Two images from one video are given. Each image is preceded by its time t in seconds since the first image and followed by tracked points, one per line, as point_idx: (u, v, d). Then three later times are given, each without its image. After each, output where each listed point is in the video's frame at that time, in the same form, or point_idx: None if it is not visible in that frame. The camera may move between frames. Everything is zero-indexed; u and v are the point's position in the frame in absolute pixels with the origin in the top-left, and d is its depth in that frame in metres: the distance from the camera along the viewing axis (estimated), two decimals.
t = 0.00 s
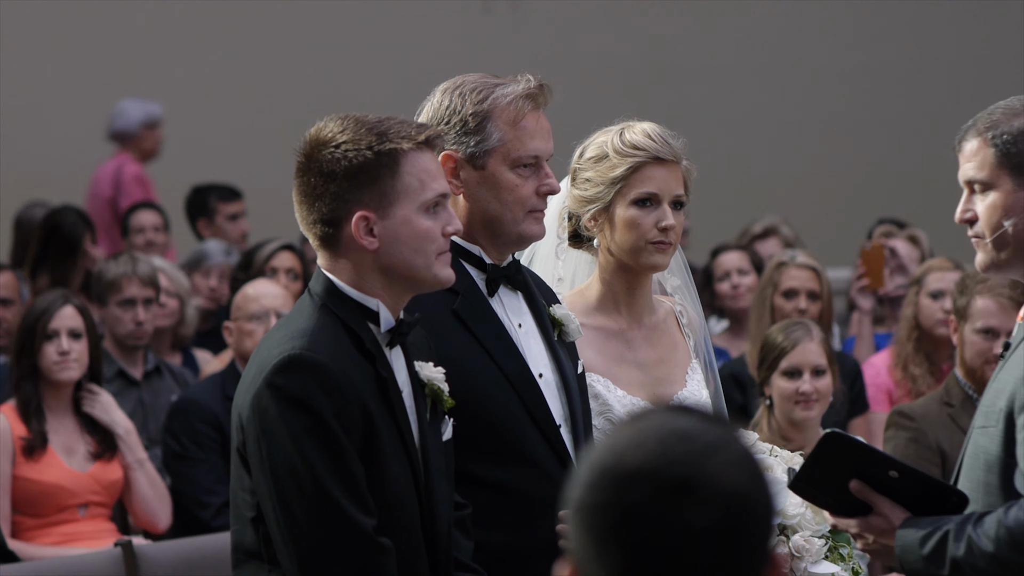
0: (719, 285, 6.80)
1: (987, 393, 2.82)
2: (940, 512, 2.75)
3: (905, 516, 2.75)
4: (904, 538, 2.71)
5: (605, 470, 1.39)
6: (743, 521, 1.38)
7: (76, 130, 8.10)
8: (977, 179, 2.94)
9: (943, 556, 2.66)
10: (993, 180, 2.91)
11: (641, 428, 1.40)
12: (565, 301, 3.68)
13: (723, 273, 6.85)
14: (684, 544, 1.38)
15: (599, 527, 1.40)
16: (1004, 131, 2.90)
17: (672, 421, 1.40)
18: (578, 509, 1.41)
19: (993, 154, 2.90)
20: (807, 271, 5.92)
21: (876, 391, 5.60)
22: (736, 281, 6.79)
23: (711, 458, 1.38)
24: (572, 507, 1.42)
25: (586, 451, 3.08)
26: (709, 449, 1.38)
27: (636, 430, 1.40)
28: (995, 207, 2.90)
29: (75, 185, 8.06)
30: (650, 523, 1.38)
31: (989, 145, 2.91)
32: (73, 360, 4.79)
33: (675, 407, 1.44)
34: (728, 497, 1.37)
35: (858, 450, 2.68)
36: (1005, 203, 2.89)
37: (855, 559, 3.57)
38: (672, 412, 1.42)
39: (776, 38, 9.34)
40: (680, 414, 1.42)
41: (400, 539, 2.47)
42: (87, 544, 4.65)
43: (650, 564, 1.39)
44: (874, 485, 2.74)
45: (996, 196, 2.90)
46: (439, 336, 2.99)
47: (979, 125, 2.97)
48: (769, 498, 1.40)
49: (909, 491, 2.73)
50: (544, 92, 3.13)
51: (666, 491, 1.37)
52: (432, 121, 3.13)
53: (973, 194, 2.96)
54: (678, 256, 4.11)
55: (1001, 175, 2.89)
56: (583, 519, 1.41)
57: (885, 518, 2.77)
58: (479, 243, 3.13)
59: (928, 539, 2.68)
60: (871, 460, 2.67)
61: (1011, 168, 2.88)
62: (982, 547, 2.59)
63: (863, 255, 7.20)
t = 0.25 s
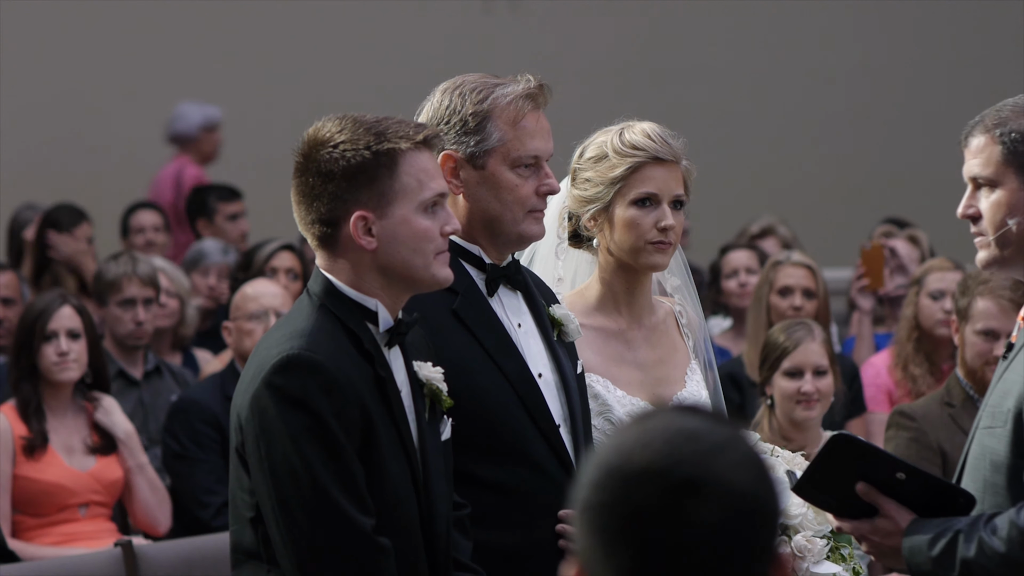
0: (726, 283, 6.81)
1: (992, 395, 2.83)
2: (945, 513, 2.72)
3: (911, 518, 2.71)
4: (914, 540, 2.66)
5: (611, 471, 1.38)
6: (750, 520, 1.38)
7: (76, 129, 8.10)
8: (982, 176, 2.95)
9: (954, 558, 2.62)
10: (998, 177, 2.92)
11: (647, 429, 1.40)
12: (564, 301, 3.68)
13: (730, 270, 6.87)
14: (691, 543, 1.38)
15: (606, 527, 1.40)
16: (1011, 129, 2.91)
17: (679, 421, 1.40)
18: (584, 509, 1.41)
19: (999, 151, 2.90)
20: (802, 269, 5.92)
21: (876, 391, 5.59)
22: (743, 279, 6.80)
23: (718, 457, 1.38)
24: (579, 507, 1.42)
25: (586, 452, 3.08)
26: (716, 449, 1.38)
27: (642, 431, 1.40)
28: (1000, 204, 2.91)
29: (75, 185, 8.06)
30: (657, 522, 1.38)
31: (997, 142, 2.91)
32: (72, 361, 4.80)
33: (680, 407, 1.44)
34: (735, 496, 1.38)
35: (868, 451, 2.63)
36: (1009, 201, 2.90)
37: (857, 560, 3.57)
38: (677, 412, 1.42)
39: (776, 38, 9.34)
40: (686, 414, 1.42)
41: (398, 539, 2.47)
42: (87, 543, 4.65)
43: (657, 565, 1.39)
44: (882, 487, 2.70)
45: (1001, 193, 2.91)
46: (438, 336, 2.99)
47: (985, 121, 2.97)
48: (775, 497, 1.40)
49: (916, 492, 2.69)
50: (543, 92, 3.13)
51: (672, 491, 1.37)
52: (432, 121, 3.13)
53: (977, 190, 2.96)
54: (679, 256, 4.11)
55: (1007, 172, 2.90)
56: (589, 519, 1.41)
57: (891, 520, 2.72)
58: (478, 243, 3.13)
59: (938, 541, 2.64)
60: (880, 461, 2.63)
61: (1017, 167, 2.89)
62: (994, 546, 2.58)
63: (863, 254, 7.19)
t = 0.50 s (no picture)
0: (731, 282, 6.82)
1: (994, 395, 2.82)
2: (949, 514, 2.72)
3: (913, 517, 2.72)
4: (916, 540, 2.66)
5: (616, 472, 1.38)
6: (754, 521, 1.38)
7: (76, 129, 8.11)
8: (988, 171, 3.01)
9: (956, 557, 2.61)
10: (1004, 173, 2.98)
11: (651, 429, 1.40)
12: (564, 301, 3.68)
13: (735, 270, 6.87)
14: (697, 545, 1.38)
15: (610, 529, 1.39)
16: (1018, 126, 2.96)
17: (683, 421, 1.40)
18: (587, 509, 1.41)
19: (1006, 148, 2.97)
20: (797, 268, 5.92)
21: (876, 391, 5.59)
22: (746, 279, 6.80)
23: (722, 458, 1.38)
24: (582, 508, 1.41)
25: (585, 451, 3.08)
26: (720, 450, 1.38)
27: (646, 432, 1.39)
28: (1004, 200, 2.98)
29: (75, 185, 8.06)
30: (663, 523, 1.38)
31: (1003, 138, 2.97)
32: (72, 359, 4.81)
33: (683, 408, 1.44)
34: (739, 497, 1.38)
35: (869, 452, 2.63)
36: (1012, 197, 2.97)
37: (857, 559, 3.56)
38: (681, 411, 1.42)
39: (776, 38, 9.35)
40: (689, 414, 1.42)
41: (397, 539, 2.48)
42: (87, 543, 4.64)
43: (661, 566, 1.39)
44: (884, 487, 2.70)
45: (1005, 189, 2.98)
46: (437, 336, 2.99)
47: (994, 116, 3.02)
48: (779, 497, 1.40)
49: (918, 492, 2.69)
50: (543, 92, 3.13)
51: (678, 492, 1.37)
52: (432, 121, 3.13)
53: (983, 184, 3.03)
54: (678, 256, 4.11)
55: (1013, 169, 2.96)
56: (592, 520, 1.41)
57: (893, 520, 2.73)
58: (478, 243, 3.13)
59: (939, 540, 2.63)
60: (881, 462, 2.63)
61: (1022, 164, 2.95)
62: (995, 545, 2.56)
63: (863, 254, 7.18)
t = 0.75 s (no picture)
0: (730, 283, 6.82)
1: (991, 395, 2.82)
2: (944, 514, 2.71)
3: (909, 517, 2.71)
4: (910, 539, 2.66)
5: (618, 473, 1.38)
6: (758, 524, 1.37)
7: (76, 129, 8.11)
8: (986, 174, 3.02)
9: (949, 559, 2.62)
10: (1001, 176, 3.00)
11: (652, 430, 1.39)
12: (564, 302, 3.67)
13: (736, 271, 6.87)
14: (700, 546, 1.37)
15: (612, 529, 1.39)
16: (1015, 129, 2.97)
17: (684, 423, 1.40)
18: (589, 510, 1.41)
19: (1003, 150, 2.98)
20: (797, 268, 5.92)
21: (876, 391, 5.58)
22: (746, 279, 6.80)
23: (724, 460, 1.38)
24: (584, 508, 1.41)
25: (585, 451, 3.08)
26: (723, 451, 1.38)
27: (648, 432, 1.39)
28: (1002, 203, 3.00)
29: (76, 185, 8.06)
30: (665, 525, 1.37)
31: (1001, 139, 2.99)
32: (73, 359, 4.82)
33: (685, 409, 1.44)
34: (742, 499, 1.37)
35: (866, 452, 2.63)
36: (1010, 200, 2.98)
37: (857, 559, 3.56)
38: (682, 413, 1.42)
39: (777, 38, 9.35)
40: (690, 415, 1.41)
41: (395, 539, 2.48)
42: (87, 543, 4.64)
43: (663, 566, 1.39)
44: (879, 487, 2.69)
45: (1003, 192, 3.00)
46: (436, 336, 2.99)
47: (991, 119, 3.03)
48: (781, 499, 1.40)
49: (913, 492, 2.68)
50: (543, 92, 3.13)
51: (680, 494, 1.37)
52: (432, 121, 3.13)
53: (981, 187, 3.05)
54: (679, 256, 4.11)
55: (1011, 173, 2.98)
56: (593, 521, 1.40)
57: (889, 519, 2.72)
58: (478, 243, 3.12)
59: (933, 541, 2.63)
60: (878, 461, 2.62)
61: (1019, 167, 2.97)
62: (990, 548, 2.57)
63: (863, 254, 7.18)
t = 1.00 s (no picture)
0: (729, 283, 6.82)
1: (987, 395, 2.80)
2: (939, 514, 2.70)
3: (902, 516, 2.72)
4: (901, 537, 2.67)
5: (615, 474, 1.38)
6: (756, 526, 1.37)
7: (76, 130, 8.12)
8: (971, 192, 2.88)
9: (939, 558, 2.60)
10: (986, 191, 2.85)
11: (649, 431, 1.39)
12: (564, 301, 3.68)
13: (737, 271, 6.86)
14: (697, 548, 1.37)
15: (610, 531, 1.39)
16: (994, 142, 2.84)
17: (681, 424, 1.40)
18: (587, 511, 1.41)
19: (983, 165, 2.84)
20: (796, 269, 5.94)
21: (876, 390, 5.59)
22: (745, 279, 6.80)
23: (722, 461, 1.37)
24: (582, 509, 1.41)
25: (585, 451, 3.08)
26: (721, 452, 1.38)
27: (645, 433, 1.39)
28: (994, 217, 2.84)
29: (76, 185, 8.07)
30: (663, 526, 1.37)
31: (979, 156, 2.85)
32: (76, 362, 4.82)
33: (683, 410, 1.44)
34: (740, 500, 1.37)
35: (856, 448, 2.65)
36: (1001, 213, 2.83)
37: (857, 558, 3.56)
38: (679, 415, 1.42)
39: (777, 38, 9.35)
40: (688, 416, 1.41)
41: (393, 539, 2.48)
42: (87, 544, 4.65)
43: (661, 566, 1.38)
44: (872, 484, 2.72)
45: (992, 207, 2.84)
46: (435, 335, 2.99)
47: (970, 135, 2.90)
48: (779, 501, 1.40)
49: (906, 490, 2.70)
50: (543, 92, 3.13)
51: (679, 496, 1.37)
52: (432, 121, 3.13)
53: (971, 206, 2.90)
54: (679, 256, 4.11)
55: (996, 186, 2.83)
56: (591, 522, 1.40)
57: (881, 516, 2.74)
58: (478, 243, 3.13)
59: (924, 539, 2.63)
60: (870, 457, 2.65)
61: (1001, 178, 2.82)
62: (977, 548, 2.55)
63: (864, 254, 7.18)
